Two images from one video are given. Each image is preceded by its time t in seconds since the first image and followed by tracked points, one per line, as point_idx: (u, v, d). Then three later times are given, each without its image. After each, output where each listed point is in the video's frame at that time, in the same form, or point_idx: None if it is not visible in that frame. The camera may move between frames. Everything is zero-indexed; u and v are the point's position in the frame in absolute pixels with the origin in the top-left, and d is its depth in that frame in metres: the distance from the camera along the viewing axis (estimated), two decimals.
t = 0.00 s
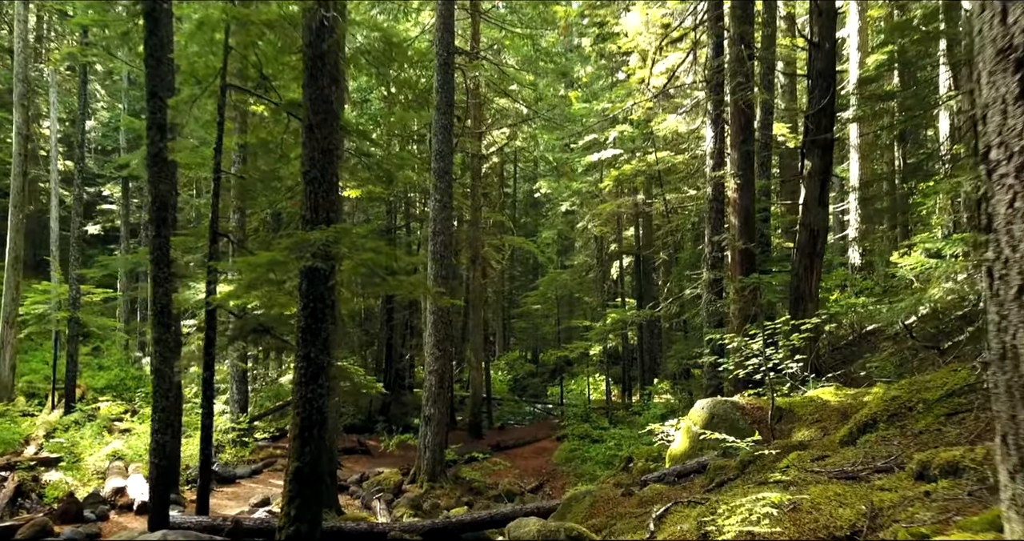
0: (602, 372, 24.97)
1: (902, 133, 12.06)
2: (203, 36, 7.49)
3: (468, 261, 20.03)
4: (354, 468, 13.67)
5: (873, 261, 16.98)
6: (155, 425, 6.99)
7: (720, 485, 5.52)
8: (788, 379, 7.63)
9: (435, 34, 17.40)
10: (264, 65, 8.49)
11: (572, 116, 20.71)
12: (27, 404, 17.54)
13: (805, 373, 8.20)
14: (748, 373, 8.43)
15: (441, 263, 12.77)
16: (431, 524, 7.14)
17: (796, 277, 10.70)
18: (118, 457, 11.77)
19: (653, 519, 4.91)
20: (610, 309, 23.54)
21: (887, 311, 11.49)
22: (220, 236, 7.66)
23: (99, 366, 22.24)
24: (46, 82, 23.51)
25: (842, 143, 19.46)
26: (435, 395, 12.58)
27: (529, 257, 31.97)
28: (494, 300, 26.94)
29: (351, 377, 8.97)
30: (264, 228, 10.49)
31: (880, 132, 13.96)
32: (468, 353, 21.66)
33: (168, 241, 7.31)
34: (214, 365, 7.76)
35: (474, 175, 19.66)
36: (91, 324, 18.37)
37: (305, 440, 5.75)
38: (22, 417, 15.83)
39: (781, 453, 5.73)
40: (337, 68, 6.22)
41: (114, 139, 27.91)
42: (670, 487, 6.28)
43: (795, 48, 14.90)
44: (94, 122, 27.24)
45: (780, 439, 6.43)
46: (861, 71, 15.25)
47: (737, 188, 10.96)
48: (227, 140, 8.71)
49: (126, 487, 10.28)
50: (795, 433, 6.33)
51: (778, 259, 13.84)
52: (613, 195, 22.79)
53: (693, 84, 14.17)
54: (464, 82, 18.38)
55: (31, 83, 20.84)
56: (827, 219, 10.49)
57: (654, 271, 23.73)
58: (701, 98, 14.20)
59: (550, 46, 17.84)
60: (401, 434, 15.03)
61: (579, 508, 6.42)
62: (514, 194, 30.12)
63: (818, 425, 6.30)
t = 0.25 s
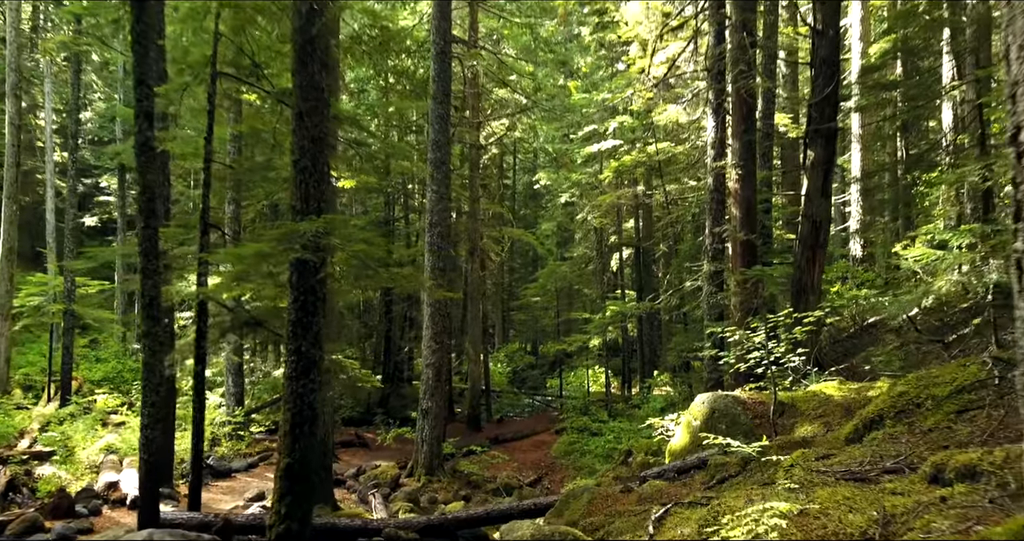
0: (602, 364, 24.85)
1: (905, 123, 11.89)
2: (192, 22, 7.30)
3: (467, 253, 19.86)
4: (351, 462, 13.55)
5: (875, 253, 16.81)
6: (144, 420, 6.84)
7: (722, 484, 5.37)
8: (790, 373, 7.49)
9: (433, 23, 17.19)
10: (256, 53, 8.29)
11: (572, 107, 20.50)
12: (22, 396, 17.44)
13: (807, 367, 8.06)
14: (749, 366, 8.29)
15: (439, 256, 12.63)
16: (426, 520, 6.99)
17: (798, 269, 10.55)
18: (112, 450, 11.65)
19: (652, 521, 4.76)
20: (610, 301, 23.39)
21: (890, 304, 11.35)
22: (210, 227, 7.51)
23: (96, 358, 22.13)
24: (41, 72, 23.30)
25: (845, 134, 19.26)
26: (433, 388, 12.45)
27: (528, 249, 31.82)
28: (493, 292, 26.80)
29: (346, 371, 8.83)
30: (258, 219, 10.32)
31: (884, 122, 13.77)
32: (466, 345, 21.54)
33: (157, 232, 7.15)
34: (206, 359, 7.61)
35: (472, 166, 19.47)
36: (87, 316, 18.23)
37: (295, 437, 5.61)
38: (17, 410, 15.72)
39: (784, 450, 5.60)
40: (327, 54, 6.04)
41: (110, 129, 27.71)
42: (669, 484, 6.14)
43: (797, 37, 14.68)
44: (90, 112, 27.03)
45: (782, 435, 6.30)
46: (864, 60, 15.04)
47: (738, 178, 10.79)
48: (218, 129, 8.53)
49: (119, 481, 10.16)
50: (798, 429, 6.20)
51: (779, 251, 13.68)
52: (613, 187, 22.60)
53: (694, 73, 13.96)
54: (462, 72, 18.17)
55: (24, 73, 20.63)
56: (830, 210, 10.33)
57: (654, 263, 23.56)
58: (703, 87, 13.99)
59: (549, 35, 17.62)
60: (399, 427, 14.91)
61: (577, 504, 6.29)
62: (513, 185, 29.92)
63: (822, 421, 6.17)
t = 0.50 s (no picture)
0: (601, 355, 24.73)
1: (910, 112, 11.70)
2: (180, 7, 7.10)
3: (465, 245, 19.68)
4: (348, 455, 13.43)
5: (877, 244, 16.66)
6: (132, 415, 6.68)
7: (724, 483, 5.23)
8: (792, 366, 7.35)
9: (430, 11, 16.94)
10: (246, 39, 8.08)
11: (571, 96, 20.26)
12: (17, 389, 17.31)
13: (809, 360, 7.91)
14: (750, 360, 8.14)
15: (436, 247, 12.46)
16: (421, 517, 6.83)
17: (799, 261, 10.40)
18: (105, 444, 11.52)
19: (652, 522, 4.60)
20: (609, 292, 23.25)
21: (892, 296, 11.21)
22: (200, 218, 7.33)
23: (93, 350, 22.00)
24: (35, 62, 23.04)
25: (847, 124, 19.05)
26: (430, 381, 12.32)
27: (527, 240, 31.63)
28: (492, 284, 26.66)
29: (340, 364, 8.68)
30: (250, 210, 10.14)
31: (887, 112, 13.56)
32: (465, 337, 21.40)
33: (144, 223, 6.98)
34: (196, 353, 7.46)
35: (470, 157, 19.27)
36: (82, 308, 18.08)
37: (285, 433, 5.46)
38: (11, 403, 15.60)
39: (788, 447, 5.45)
40: (317, 39, 5.83)
41: (106, 120, 27.45)
42: (668, 480, 5.99)
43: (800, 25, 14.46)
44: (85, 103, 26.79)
45: (784, 431, 6.15)
46: (868, 48, 14.82)
47: (740, 168, 10.62)
48: (209, 117, 8.34)
49: (112, 476, 10.03)
50: (801, 424, 6.05)
51: (780, 242, 13.51)
52: (613, 177, 22.40)
53: (694, 62, 13.73)
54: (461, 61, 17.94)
55: (18, 62, 20.39)
56: (833, 200, 10.16)
57: (654, 255, 23.39)
58: (704, 76, 13.77)
59: (548, 24, 17.39)
60: (396, 420, 14.78)
61: (574, 501, 6.15)
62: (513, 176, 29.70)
63: (826, 416, 6.03)
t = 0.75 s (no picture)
0: (601, 347, 24.62)
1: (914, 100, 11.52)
2: None
3: (464, 236, 19.51)
4: (345, 448, 13.33)
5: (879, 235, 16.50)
6: (120, 410, 6.52)
7: (726, 482, 5.07)
8: (794, 360, 7.20)
9: None
10: (237, 25, 7.88)
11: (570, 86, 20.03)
12: (13, 381, 17.20)
13: (812, 353, 7.77)
14: (752, 353, 7.99)
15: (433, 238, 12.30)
16: (416, 514, 6.69)
17: (802, 252, 10.23)
18: (99, 437, 11.40)
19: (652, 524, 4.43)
20: (609, 284, 23.10)
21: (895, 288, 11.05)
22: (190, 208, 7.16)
23: (89, 342, 21.89)
24: (29, 52, 22.79)
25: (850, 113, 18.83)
26: (427, 374, 12.18)
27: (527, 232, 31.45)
28: (491, 276, 26.51)
29: (334, 357, 8.53)
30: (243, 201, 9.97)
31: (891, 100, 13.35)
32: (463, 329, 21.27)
33: (132, 214, 6.82)
34: (187, 346, 7.33)
35: (469, 147, 19.07)
36: (78, 300, 17.95)
37: (275, 429, 5.31)
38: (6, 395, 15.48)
39: (791, 444, 5.31)
40: (306, 23, 5.63)
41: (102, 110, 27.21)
42: (668, 477, 5.85)
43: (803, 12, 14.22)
44: (81, 93, 26.53)
45: (787, 426, 6.01)
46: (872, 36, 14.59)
47: (741, 158, 10.44)
48: (199, 105, 8.14)
49: (104, 470, 9.92)
50: (805, 420, 5.91)
51: (782, 233, 13.35)
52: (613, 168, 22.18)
53: (695, 50, 13.51)
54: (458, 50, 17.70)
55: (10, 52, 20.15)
56: (836, 190, 9.98)
57: (654, 246, 23.21)
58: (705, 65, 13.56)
59: (547, 12, 17.13)
60: (393, 413, 14.67)
61: (571, 498, 6.01)
62: (512, 167, 29.48)
63: (830, 412, 5.88)
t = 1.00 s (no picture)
0: (600, 339, 24.49)
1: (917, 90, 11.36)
2: None
3: (462, 228, 19.33)
4: (341, 442, 13.21)
5: (881, 227, 16.33)
6: (107, 406, 6.33)
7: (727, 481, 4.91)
8: (796, 353, 7.05)
9: None
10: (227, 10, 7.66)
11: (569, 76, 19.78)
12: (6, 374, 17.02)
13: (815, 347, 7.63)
14: (753, 347, 7.85)
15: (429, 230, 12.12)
16: (410, 511, 6.57)
17: (804, 244, 10.08)
18: (91, 431, 11.25)
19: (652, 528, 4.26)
20: (609, 276, 22.93)
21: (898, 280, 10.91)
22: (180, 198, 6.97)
23: (85, 334, 21.71)
24: (22, 40, 22.49)
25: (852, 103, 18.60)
26: (424, 367, 12.04)
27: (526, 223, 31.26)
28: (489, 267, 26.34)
29: (328, 351, 8.37)
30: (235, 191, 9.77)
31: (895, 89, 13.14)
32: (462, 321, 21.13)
33: (119, 204, 6.63)
34: (176, 339, 7.16)
35: (467, 138, 18.86)
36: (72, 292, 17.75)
37: (263, 427, 5.17)
38: None
39: (796, 442, 5.14)
40: (295, 7, 5.43)
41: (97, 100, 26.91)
42: (668, 475, 5.69)
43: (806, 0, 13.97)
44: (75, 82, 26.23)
45: (790, 423, 5.88)
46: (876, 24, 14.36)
47: (743, 148, 10.26)
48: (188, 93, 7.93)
49: (96, 465, 9.78)
50: (808, 417, 5.77)
51: (783, 224, 13.18)
52: (613, 159, 21.95)
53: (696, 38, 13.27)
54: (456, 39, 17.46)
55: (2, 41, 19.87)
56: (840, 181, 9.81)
57: (654, 237, 23.01)
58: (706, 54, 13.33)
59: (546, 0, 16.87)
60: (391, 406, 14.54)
61: (569, 495, 5.87)
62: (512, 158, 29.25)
63: (835, 408, 5.73)
